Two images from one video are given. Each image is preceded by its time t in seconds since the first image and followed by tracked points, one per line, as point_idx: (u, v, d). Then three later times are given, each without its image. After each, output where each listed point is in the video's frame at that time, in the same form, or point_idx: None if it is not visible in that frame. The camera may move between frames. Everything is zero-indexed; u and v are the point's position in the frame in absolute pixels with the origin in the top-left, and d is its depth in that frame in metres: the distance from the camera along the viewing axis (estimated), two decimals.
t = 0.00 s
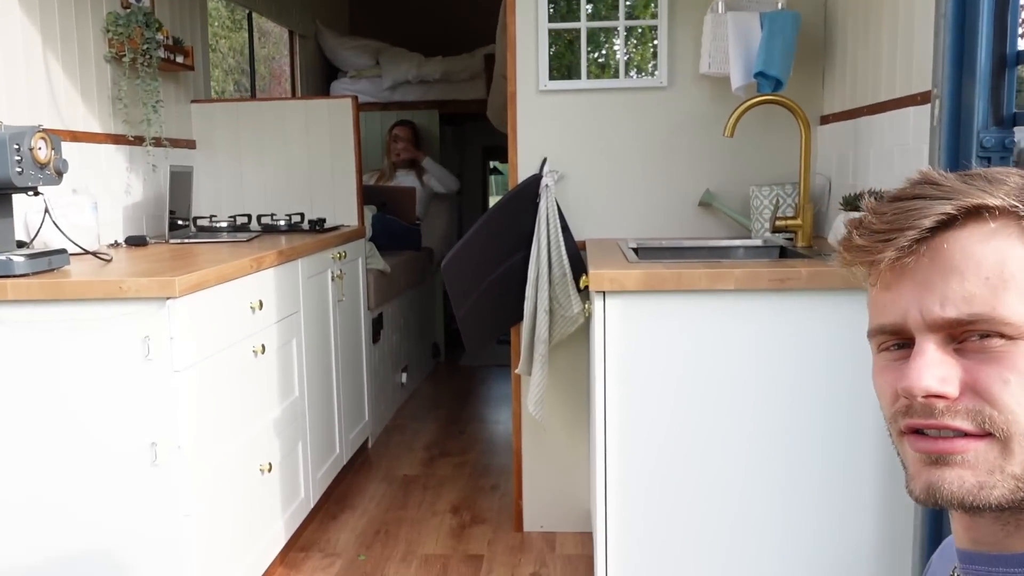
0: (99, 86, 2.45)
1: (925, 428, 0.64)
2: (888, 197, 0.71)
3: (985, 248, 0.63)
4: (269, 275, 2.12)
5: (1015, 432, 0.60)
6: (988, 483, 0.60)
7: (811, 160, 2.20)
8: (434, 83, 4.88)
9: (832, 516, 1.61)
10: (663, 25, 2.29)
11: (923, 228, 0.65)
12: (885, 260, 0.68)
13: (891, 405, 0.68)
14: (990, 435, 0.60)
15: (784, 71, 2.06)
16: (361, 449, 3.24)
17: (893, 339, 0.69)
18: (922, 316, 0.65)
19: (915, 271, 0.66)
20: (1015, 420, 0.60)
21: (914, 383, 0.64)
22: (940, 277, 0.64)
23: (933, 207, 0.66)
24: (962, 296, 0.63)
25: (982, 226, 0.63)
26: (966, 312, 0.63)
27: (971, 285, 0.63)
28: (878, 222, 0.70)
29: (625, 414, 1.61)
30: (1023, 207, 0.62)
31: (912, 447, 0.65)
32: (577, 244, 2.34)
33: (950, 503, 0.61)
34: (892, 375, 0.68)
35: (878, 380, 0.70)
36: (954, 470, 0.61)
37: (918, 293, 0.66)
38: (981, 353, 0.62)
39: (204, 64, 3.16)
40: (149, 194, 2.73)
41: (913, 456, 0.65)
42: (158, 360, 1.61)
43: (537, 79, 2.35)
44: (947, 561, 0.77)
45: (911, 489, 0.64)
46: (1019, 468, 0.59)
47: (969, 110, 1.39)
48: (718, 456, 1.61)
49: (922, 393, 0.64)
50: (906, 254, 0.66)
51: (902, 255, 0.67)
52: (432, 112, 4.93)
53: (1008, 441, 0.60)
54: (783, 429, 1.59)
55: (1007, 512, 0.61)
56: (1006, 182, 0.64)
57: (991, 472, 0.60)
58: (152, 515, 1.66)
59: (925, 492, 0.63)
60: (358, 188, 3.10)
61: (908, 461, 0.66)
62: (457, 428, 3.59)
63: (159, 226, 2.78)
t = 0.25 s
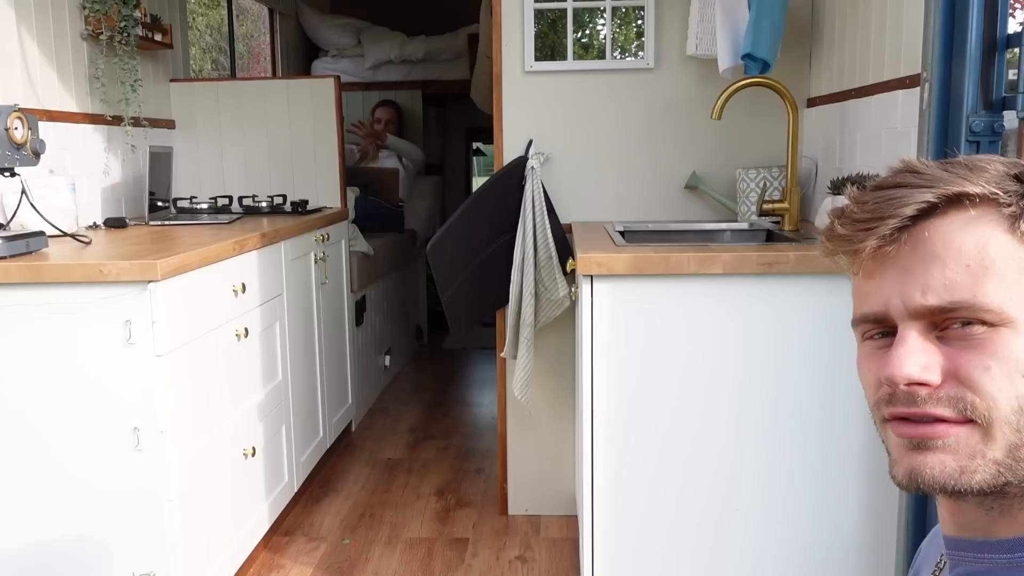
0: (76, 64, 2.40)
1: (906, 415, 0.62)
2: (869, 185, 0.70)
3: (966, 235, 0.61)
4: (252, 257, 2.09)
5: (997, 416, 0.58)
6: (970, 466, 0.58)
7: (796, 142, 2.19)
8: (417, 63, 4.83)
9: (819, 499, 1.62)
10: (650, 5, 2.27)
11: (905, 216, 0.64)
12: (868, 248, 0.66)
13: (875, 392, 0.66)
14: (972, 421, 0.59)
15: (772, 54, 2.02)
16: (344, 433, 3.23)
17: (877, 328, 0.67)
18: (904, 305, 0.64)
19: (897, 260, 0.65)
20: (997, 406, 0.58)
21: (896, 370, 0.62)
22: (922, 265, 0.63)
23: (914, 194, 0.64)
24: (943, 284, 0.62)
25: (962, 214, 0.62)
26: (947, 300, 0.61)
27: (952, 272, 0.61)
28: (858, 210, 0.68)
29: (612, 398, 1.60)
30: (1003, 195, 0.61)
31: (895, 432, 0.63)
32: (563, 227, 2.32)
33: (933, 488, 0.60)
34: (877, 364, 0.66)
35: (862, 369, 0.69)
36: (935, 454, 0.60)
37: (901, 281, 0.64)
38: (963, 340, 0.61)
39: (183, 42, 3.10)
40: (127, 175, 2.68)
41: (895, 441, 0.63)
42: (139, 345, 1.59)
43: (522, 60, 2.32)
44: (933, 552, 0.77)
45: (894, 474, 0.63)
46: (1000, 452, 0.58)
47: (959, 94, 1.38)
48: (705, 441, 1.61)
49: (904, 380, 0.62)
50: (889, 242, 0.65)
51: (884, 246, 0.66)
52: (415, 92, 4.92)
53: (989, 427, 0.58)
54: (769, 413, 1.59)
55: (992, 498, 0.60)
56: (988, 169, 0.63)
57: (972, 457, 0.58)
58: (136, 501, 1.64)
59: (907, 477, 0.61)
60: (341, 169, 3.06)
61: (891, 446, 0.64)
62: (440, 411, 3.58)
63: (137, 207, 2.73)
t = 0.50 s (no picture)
0: (54, 45, 2.36)
1: (876, 393, 0.63)
2: (842, 170, 0.71)
3: (936, 217, 0.62)
4: (235, 242, 2.08)
5: (963, 394, 0.59)
6: (937, 441, 0.60)
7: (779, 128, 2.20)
8: (401, 46, 4.79)
9: (799, 481, 1.64)
10: None
11: (875, 199, 0.65)
12: (839, 230, 0.68)
13: (847, 373, 0.67)
14: (939, 399, 0.60)
15: (756, 39, 2.01)
16: (328, 418, 3.23)
17: (850, 310, 0.68)
18: (875, 286, 0.65)
19: (868, 242, 0.66)
20: (964, 384, 0.59)
21: (866, 351, 0.63)
22: (892, 247, 0.64)
23: (885, 177, 0.65)
24: (912, 265, 0.62)
25: (931, 196, 0.63)
26: (915, 281, 0.62)
27: (921, 254, 0.62)
28: (831, 194, 0.69)
29: (597, 382, 1.61)
30: (970, 178, 0.62)
31: (865, 410, 0.64)
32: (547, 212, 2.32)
33: (901, 463, 0.61)
34: (849, 346, 0.67)
35: (835, 352, 0.70)
36: (903, 430, 0.61)
37: (872, 263, 0.65)
38: (932, 321, 0.61)
39: (163, 23, 3.06)
40: (108, 158, 2.65)
41: (865, 419, 0.64)
42: (121, 329, 1.58)
43: (507, 44, 2.31)
44: (910, 534, 0.79)
45: (865, 451, 0.64)
46: (967, 429, 0.59)
47: (941, 79, 1.39)
48: (688, 425, 1.62)
49: (874, 360, 0.63)
50: (859, 224, 0.66)
51: (854, 230, 0.67)
52: (399, 76, 4.92)
53: (956, 404, 0.59)
54: (751, 396, 1.61)
55: (961, 474, 0.61)
56: (957, 154, 0.64)
57: (939, 432, 0.60)
58: (118, 486, 1.63)
59: (876, 453, 0.63)
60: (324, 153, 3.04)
61: (862, 424, 0.65)
62: (424, 396, 3.58)
63: (118, 191, 2.71)
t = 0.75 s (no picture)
0: (43, 34, 2.34)
1: (854, 382, 0.64)
2: (819, 164, 0.72)
3: (910, 208, 0.63)
4: (226, 232, 2.07)
5: (939, 383, 0.60)
6: (914, 431, 0.61)
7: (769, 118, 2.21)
8: (392, 35, 4.77)
9: (787, 468, 1.66)
10: None
11: (850, 190, 0.66)
12: (815, 223, 0.69)
13: (826, 364, 0.68)
14: (915, 388, 0.61)
15: (746, 29, 2.01)
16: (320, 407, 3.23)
17: (827, 302, 0.70)
18: (852, 278, 0.66)
19: (844, 234, 0.67)
20: (940, 373, 0.60)
21: (844, 341, 0.64)
22: (868, 239, 0.65)
23: (860, 170, 0.67)
24: (888, 256, 0.64)
25: (905, 188, 0.64)
26: (891, 272, 0.63)
27: (896, 245, 0.63)
28: (807, 187, 0.71)
29: (587, 371, 1.62)
30: (943, 169, 0.63)
31: (844, 401, 0.65)
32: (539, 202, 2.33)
33: (879, 451, 0.62)
34: (827, 338, 0.69)
35: (815, 344, 0.71)
36: (880, 419, 0.62)
37: (848, 255, 0.67)
38: (908, 311, 0.62)
39: (153, 11, 3.04)
40: (98, 147, 2.64)
41: (844, 409, 0.65)
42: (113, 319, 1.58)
43: (498, 33, 2.31)
44: (889, 523, 0.81)
45: (843, 440, 0.65)
46: (944, 418, 0.60)
47: (930, 69, 1.41)
48: (678, 413, 1.64)
49: (852, 350, 0.64)
50: (835, 217, 0.68)
51: (831, 222, 0.68)
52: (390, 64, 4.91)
53: (933, 393, 0.60)
54: (740, 385, 1.62)
55: (938, 462, 0.62)
56: (930, 146, 0.66)
57: (917, 422, 0.61)
58: (109, 476, 1.64)
59: (855, 442, 0.63)
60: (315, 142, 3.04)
61: (841, 414, 0.66)
62: (416, 385, 3.59)
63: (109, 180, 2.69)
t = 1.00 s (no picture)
0: (36, 26, 2.33)
1: (842, 378, 0.64)
2: (805, 161, 0.72)
3: (895, 204, 0.64)
4: (221, 225, 2.07)
5: (926, 378, 0.60)
6: (903, 426, 0.61)
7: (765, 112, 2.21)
8: (387, 28, 4.75)
9: (781, 461, 1.66)
10: None
11: (836, 187, 0.66)
12: (801, 221, 0.69)
13: (815, 360, 0.68)
14: (903, 382, 0.61)
15: (742, 23, 2.02)
16: (315, 400, 3.23)
17: (816, 298, 0.70)
18: (839, 275, 0.66)
19: (830, 231, 0.67)
20: (927, 368, 0.60)
21: (832, 337, 0.65)
22: (855, 235, 0.65)
23: (845, 167, 0.67)
24: (874, 252, 0.64)
25: (890, 184, 0.64)
26: (878, 268, 0.63)
27: (882, 241, 0.64)
28: (793, 184, 0.71)
29: (583, 364, 1.63)
30: (927, 165, 0.63)
31: (832, 396, 0.65)
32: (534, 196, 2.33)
33: (868, 446, 0.62)
34: (816, 333, 0.69)
35: (804, 340, 0.71)
36: (869, 414, 0.62)
37: (835, 252, 0.67)
38: (895, 306, 0.63)
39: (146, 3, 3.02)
40: (92, 140, 2.63)
41: (833, 405, 0.65)
42: (108, 312, 1.57)
43: (493, 26, 2.30)
44: (881, 517, 0.81)
45: (833, 435, 0.65)
46: (933, 412, 0.61)
47: (925, 65, 1.41)
48: (673, 406, 1.64)
49: (840, 347, 0.64)
50: (821, 214, 0.67)
51: (817, 219, 0.68)
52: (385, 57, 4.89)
53: (920, 387, 0.61)
54: (735, 378, 1.63)
55: (928, 455, 0.63)
56: (915, 142, 0.66)
57: (905, 416, 0.61)
58: (104, 469, 1.64)
59: (844, 437, 0.64)
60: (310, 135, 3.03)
61: (830, 409, 0.66)
62: (411, 378, 3.59)
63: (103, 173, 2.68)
